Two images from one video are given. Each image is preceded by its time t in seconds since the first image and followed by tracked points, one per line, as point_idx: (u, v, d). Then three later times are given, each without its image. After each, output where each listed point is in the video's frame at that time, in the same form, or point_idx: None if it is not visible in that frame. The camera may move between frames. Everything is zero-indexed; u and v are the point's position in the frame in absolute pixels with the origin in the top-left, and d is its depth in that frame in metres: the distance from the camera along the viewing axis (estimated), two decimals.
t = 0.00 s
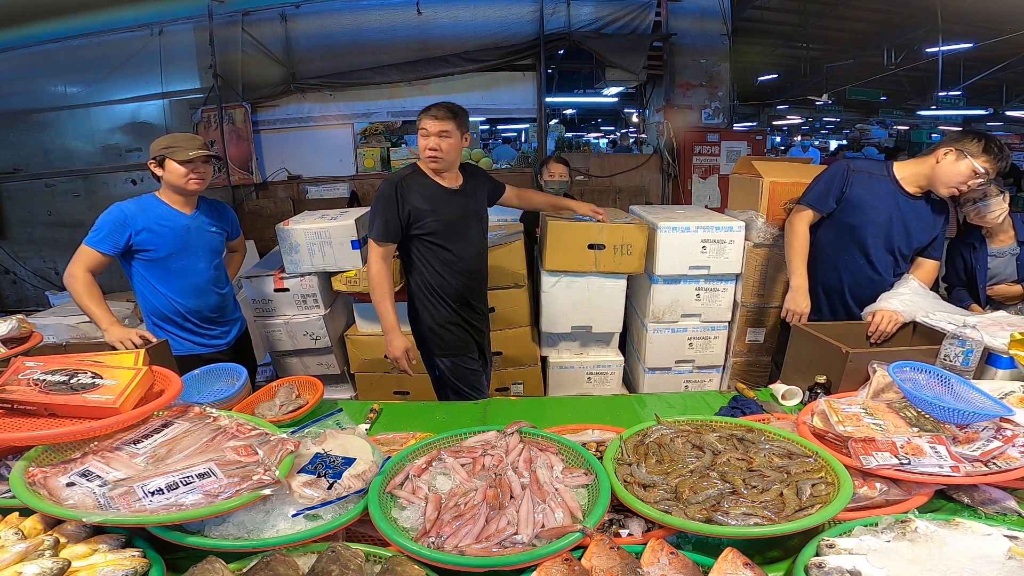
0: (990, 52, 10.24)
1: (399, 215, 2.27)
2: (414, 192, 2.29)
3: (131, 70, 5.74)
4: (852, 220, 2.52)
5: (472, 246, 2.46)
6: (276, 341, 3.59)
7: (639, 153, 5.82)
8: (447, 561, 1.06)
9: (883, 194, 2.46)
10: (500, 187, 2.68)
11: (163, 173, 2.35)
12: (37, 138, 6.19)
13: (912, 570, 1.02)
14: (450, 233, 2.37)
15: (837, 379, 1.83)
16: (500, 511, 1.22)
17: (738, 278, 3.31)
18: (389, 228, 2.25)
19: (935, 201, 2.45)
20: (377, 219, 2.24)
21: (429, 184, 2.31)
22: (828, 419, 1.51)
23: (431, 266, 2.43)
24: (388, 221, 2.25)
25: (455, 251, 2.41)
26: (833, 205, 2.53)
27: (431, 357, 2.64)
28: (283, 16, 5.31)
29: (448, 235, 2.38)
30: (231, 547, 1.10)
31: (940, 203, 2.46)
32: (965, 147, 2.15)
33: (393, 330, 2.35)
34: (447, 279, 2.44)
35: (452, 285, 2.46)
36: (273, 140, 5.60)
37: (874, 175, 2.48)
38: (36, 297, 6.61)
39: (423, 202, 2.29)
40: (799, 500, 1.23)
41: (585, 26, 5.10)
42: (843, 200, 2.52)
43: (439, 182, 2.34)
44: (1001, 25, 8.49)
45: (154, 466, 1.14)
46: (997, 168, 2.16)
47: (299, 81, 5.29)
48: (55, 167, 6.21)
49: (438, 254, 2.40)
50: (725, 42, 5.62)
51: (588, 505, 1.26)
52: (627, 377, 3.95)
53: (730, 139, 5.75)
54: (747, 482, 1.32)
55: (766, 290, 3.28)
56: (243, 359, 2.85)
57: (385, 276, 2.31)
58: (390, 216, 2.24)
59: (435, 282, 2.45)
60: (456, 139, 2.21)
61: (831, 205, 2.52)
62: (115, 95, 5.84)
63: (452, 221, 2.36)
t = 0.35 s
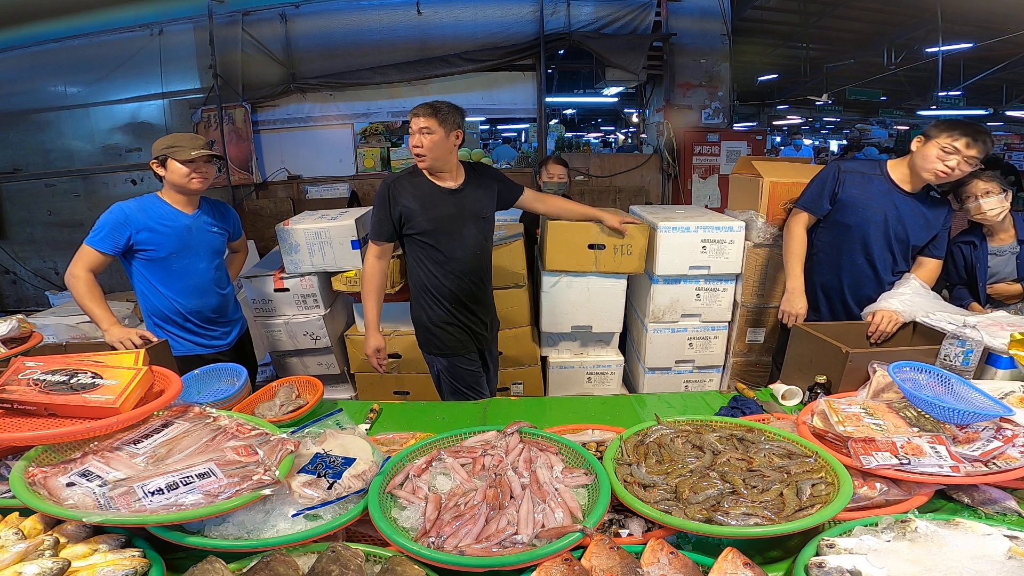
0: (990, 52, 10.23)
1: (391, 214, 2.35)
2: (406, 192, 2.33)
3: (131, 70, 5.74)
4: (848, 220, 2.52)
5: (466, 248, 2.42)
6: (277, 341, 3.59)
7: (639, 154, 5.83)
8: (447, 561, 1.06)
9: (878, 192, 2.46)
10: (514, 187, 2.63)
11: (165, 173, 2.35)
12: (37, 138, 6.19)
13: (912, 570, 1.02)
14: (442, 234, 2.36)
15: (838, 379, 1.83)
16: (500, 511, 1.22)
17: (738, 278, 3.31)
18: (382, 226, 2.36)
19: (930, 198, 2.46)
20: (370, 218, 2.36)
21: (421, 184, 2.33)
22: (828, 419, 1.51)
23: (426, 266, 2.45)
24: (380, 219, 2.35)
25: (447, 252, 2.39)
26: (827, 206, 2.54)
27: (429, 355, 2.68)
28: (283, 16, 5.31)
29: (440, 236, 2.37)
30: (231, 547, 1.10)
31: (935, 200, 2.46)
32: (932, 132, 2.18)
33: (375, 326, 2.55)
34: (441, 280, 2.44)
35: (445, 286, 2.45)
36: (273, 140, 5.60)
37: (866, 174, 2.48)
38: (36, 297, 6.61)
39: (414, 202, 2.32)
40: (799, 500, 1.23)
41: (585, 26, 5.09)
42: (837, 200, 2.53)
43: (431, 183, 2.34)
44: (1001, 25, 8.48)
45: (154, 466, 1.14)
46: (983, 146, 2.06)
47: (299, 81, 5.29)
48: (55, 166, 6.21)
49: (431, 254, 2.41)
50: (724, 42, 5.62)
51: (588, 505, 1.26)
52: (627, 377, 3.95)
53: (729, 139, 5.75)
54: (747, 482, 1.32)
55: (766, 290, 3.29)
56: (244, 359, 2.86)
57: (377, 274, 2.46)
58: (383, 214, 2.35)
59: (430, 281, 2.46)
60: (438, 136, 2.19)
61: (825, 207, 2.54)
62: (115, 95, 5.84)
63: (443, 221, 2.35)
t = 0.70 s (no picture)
0: (990, 52, 10.23)
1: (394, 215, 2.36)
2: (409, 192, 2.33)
3: (131, 70, 5.74)
4: (841, 220, 2.53)
5: (468, 248, 2.41)
6: (277, 341, 3.59)
7: (639, 154, 5.86)
8: (447, 561, 1.06)
9: (870, 192, 2.47)
10: (512, 188, 2.63)
11: (163, 173, 2.35)
12: (37, 138, 6.19)
13: (912, 570, 1.02)
14: (444, 234, 2.36)
15: (837, 380, 1.83)
16: (500, 511, 1.22)
17: (738, 278, 3.31)
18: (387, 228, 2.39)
19: (926, 195, 2.44)
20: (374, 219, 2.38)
21: (424, 184, 2.33)
22: (828, 419, 1.51)
23: (428, 267, 2.44)
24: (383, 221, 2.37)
25: (450, 252, 2.39)
26: (820, 209, 2.57)
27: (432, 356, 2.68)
28: (283, 16, 5.30)
29: (443, 236, 2.36)
30: (231, 547, 1.10)
31: (932, 197, 2.44)
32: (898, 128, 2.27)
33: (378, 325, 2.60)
34: (444, 280, 2.44)
35: (448, 286, 2.45)
36: (274, 140, 5.60)
37: (859, 175, 2.49)
38: (36, 297, 6.61)
39: (417, 203, 2.32)
40: (799, 501, 1.23)
41: (585, 26, 5.09)
42: (830, 203, 2.54)
43: (434, 183, 2.34)
44: (1002, 25, 8.48)
45: (154, 466, 1.14)
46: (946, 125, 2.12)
47: (299, 81, 5.29)
48: (55, 166, 6.21)
49: (434, 255, 2.40)
50: (725, 42, 5.62)
51: (588, 505, 1.26)
52: (627, 377, 3.96)
53: (729, 139, 5.75)
54: (747, 482, 1.32)
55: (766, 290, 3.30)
56: (243, 359, 2.86)
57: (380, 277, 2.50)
58: (386, 215, 2.36)
59: (432, 282, 2.46)
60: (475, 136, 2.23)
61: (819, 210, 2.57)
62: (115, 95, 5.84)
63: (445, 222, 2.34)
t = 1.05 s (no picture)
0: (990, 52, 10.23)
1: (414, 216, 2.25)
2: (428, 192, 2.29)
3: (131, 70, 5.73)
4: (839, 221, 2.54)
5: (484, 245, 2.48)
6: (277, 341, 3.60)
7: (639, 153, 5.86)
8: (447, 561, 1.06)
9: (867, 193, 2.48)
10: (502, 188, 2.70)
11: (163, 173, 2.35)
12: (37, 138, 6.19)
13: (912, 570, 1.02)
14: (465, 233, 2.38)
15: (837, 380, 1.83)
16: (500, 511, 1.22)
17: (738, 278, 3.31)
18: (408, 230, 2.24)
19: (925, 194, 2.43)
20: (394, 221, 2.21)
21: (441, 183, 2.31)
22: (828, 419, 1.51)
23: (446, 268, 2.42)
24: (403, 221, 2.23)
25: (470, 250, 2.42)
26: (819, 210, 2.58)
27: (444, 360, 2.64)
28: (283, 16, 5.30)
29: (463, 235, 2.38)
30: (231, 547, 1.10)
31: (932, 195, 2.43)
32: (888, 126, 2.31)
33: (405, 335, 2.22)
34: (463, 279, 2.45)
35: (467, 285, 2.46)
36: (273, 140, 5.60)
37: (855, 176, 2.51)
38: (36, 297, 6.61)
39: (438, 202, 2.29)
40: (799, 501, 1.23)
41: (585, 26, 5.09)
42: (828, 204, 2.55)
43: (451, 182, 2.36)
44: (1002, 26, 8.48)
45: (154, 466, 1.14)
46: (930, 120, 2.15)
47: (299, 81, 5.29)
48: (55, 166, 6.21)
49: (452, 255, 2.40)
50: (725, 42, 5.62)
51: (588, 505, 1.26)
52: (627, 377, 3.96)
53: (729, 139, 5.74)
54: (746, 482, 1.32)
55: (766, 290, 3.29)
56: (243, 359, 2.86)
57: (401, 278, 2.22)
58: (406, 216, 2.22)
59: (450, 282, 2.44)
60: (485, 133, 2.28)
61: (817, 212, 2.58)
62: (115, 95, 5.84)
63: (466, 221, 2.37)
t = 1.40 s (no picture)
0: (990, 52, 10.23)
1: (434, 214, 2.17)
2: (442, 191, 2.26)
3: (130, 70, 5.73)
4: (839, 221, 2.54)
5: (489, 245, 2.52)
6: (277, 341, 3.59)
7: (639, 153, 5.86)
8: (447, 561, 1.06)
9: (867, 193, 2.48)
10: (501, 188, 2.70)
11: (167, 172, 2.35)
12: (37, 138, 6.19)
13: (912, 570, 1.02)
14: (473, 233, 2.40)
15: (837, 380, 1.83)
16: (500, 511, 1.22)
17: (738, 278, 3.31)
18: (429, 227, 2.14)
19: (925, 194, 2.43)
20: (416, 218, 2.10)
21: (452, 183, 2.30)
22: (828, 419, 1.51)
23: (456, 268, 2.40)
24: (424, 218, 2.13)
25: (478, 250, 2.43)
26: (819, 210, 2.58)
27: (447, 360, 2.63)
28: (283, 16, 5.30)
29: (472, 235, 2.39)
30: (231, 547, 1.10)
31: (932, 195, 2.43)
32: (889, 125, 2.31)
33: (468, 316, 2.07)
34: (471, 279, 2.45)
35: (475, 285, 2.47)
36: (273, 140, 5.60)
37: (855, 176, 2.51)
38: (36, 297, 6.61)
39: (451, 201, 2.27)
40: (799, 500, 1.23)
41: (585, 26, 5.09)
42: (828, 204, 2.55)
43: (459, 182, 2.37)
44: (1002, 26, 8.47)
45: (154, 466, 1.14)
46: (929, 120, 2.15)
47: (299, 81, 5.29)
48: (55, 166, 6.21)
49: (461, 255, 2.39)
50: (725, 42, 5.62)
51: (588, 505, 1.26)
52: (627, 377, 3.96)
53: (729, 139, 5.74)
54: (746, 482, 1.32)
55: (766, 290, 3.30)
56: (243, 359, 2.86)
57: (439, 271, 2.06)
58: (426, 213, 2.14)
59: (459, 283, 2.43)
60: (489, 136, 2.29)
61: (818, 211, 2.57)
62: (115, 95, 5.84)
63: (474, 221, 2.39)
